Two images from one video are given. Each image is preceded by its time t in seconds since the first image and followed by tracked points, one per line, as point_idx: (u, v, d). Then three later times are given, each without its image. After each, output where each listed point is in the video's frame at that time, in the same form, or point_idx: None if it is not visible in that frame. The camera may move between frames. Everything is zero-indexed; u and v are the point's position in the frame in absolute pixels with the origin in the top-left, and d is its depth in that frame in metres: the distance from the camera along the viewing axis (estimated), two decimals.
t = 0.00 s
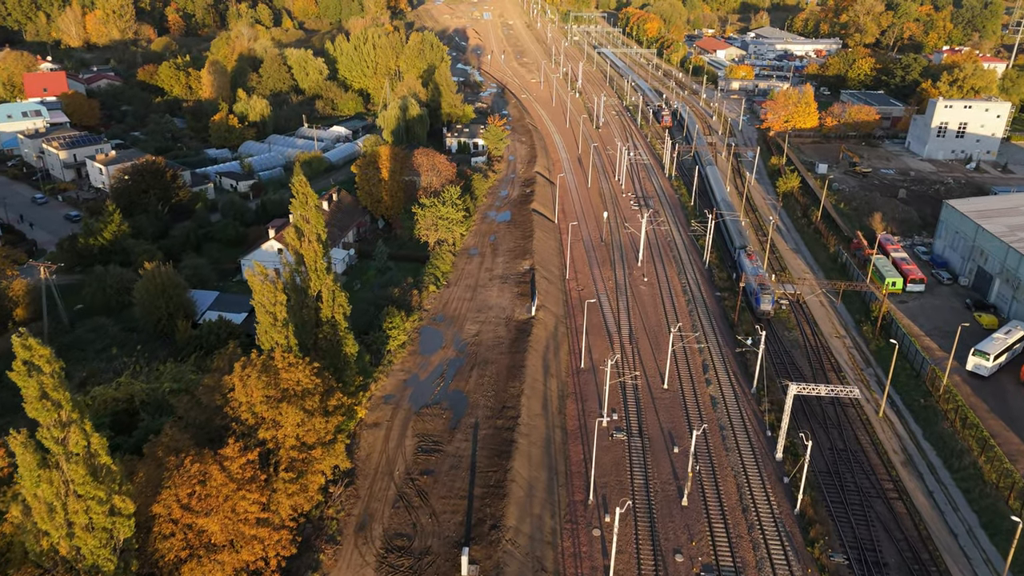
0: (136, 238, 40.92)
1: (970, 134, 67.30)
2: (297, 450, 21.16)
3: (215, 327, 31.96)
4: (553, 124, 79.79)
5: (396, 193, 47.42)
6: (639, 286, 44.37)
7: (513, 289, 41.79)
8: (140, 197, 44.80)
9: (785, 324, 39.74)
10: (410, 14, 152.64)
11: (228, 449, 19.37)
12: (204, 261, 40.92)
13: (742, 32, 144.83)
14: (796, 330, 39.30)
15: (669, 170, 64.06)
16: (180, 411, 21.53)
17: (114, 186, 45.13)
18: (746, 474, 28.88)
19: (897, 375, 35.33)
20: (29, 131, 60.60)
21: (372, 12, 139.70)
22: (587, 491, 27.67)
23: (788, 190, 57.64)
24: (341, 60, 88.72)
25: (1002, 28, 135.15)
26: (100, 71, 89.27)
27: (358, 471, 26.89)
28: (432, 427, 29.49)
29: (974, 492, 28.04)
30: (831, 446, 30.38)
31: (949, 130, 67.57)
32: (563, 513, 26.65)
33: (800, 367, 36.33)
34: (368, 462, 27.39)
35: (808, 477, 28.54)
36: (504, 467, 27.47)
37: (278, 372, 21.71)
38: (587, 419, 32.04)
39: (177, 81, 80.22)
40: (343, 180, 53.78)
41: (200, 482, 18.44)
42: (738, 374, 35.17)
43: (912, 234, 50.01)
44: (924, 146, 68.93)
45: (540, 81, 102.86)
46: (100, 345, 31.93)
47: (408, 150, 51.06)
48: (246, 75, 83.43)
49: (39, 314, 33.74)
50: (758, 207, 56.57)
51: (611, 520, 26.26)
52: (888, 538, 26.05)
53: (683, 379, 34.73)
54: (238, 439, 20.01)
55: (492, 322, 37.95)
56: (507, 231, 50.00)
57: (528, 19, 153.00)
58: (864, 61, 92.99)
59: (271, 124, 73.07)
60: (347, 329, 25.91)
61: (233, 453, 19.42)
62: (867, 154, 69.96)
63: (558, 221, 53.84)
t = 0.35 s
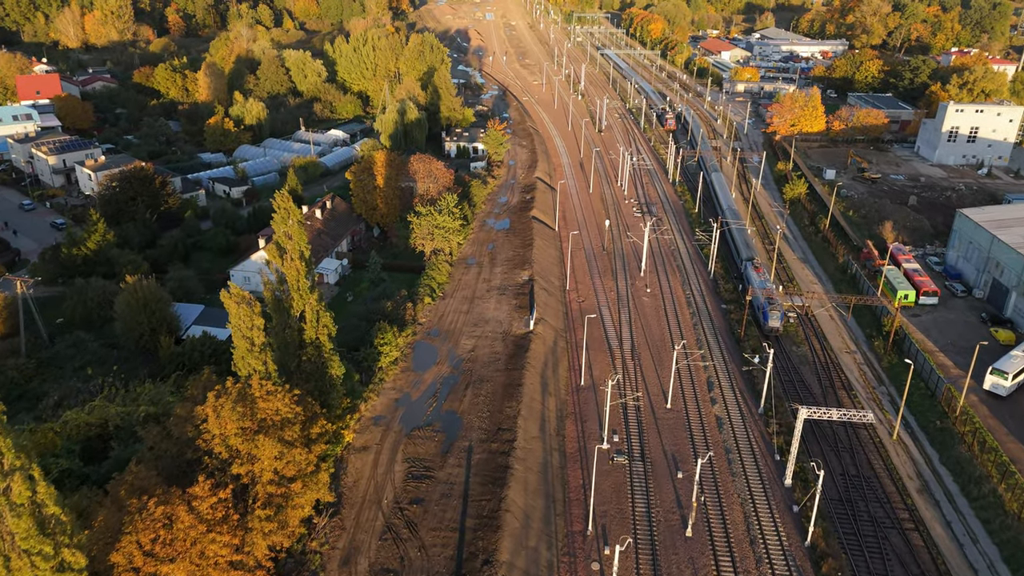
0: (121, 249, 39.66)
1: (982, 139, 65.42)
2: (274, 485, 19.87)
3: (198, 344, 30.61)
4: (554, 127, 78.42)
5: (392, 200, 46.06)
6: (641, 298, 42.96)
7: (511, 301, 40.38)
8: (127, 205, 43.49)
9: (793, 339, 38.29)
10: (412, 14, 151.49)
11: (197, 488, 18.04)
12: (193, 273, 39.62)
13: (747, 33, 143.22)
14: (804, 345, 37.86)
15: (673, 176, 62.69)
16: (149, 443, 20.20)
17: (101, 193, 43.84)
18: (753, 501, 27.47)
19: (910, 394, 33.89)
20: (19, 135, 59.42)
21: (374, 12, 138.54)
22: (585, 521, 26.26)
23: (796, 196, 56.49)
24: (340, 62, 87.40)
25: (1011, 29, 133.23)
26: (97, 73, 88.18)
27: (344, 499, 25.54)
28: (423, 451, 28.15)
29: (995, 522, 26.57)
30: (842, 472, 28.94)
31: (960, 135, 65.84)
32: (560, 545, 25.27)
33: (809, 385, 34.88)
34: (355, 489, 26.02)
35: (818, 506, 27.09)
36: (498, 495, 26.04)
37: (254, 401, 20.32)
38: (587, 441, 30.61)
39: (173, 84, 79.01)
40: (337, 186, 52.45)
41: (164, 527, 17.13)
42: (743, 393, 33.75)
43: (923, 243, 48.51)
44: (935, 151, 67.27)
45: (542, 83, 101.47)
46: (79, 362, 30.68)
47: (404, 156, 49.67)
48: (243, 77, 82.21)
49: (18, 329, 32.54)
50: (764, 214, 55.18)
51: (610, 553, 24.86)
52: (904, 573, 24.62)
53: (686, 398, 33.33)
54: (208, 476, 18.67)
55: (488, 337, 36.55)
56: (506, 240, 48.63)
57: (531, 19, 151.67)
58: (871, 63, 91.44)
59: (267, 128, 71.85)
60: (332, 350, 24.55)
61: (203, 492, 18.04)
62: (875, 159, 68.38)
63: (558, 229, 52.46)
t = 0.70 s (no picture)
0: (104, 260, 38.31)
1: (994, 144, 63.83)
2: (247, 525, 18.52)
3: (179, 364, 29.19)
4: (555, 131, 77.05)
5: (387, 208, 44.71)
6: (644, 310, 41.51)
7: (508, 314, 38.94)
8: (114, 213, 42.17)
9: (802, 355, 36.82)
10: (413, 15, 150.26)
11: (160, 532, 16.68)
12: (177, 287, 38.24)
13: (751, 34, 141.65)
14: (813, 362, 36.40)
15: (677, 182, 61.26)
16: (113, 480, 18.86)
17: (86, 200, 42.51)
18: (760, 531, 26.03)
19: (924, 415, 32.43)
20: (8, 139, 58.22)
21: (375, 13, 137.29)
22: (583, 553, 24.86)
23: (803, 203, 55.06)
24: (338, 64, 86.16)
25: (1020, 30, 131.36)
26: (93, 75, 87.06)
27: (327, 531, 24.15)
28: (413, 477, 26.78)
29: (1017, 556, 25.07)
30: (854, 501, 27.49)
31: (971, 139, 64.22)
32: None
33: (819, 404, 33.41)
34: (340, 520, 24.63)
35: (830, 538, 25.63)
36: (491, 527, 24.64)
37: (226, 434, 18.96)
38: (586, 465, 29.18)
39: (169, 86, 77.78)
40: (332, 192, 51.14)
41: None
42: (750, 413, 32.31)
43: (935, 253, 47.00)
44: (945, 156, 65.74)
45: (544, 85, 100.11)
46: (55, 381, 29.41)
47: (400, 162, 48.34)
48: (240, 80, 80.96)
49: None
50: (770, 222, 53.74)
51: None
52: None
53: (690, 418, 31.89)
54: (174, 518, 17.33)
55: (485, 352, 35.12)
56: (504, 248, 47.23)
57: (533, 20, 150.33)
58: (879, 65, 90.05)
59: (263, 132, 70.57)
60: (314, 375, 23.24)
61: (167, 537, 16.78)
62: (884, 164, 66.83)
63: (558, 237, 51.06)
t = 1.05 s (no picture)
0: (87, 271, 37.01)
1: (1006, 149, 62.17)
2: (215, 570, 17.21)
3: (157, 385, 27.90)
4: (557, 135, 75.64)
5: (381, 217, 43.30)
6: (646, 323, 40.07)
7: (505, 328, 37.53)
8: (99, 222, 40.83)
9: (810, 372, 35.38)
10: (415, 16, 148.93)
11: None
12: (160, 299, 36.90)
13: (757, 35, 140.06)
14: (822, 380, 34.97)
15: (680, 188, 59.84)
16: (72, 523, 17.57)
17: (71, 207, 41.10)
18: (767, 565, 24.63)
19: (939, 438, 30.98)
20: None
21: (376, 14, 136.01)
22: None
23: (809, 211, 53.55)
24: (337, 66, 84.89)
25: None
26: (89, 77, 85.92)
27: (309, 565, 22.81)
28: (401, 506, 25.43)
29: None
30: (867, 532, 26.04)
31: (983, 144, 62.56)
32: None
33: (828, 425, 31.96)
34: (322, 552, 23.27)
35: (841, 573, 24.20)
36: (483, 562, 23.26)
37: (193, 473, 17.61)
38: (584, 492, 27.74)
39: (164, 89, 76.58)
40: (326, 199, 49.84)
41: None
42: (756, 435, 30.87)
43: (947, 264, 45.47)
44: (955, 162, 64.15)
45: (546, 87, 98.69)
46: (30, 401, 28.12)
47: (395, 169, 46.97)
48: (236, 82, 79.69)
49: None
50: (776, 230, 52.27)
51: None
52: None
53: (694, 440, 30.46)
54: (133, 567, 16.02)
55: (480, 369, 33.71)
56: (502, 258, 45.85)
57: (536, 20, 148.94)
58: (886, 67, 88.48)
59: (259, 136, 69.31)
60: (295, 402, 21.90)
61: None
62: (892, 170, 65.25)
63: (558, 246, 49.66)
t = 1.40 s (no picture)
0: (68, 283, 35.70)
1: (1018, 155, 60.57)
2: None
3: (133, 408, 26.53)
4: (558, 138, 74.26)
5: (374, 226, 41.93)
6: (648, 337, 38.64)
7: (502, 342, 36.14)
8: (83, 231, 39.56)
9: (819, 391, 33.93)
10: (417, 17, 147.67)
11: None
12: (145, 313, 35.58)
13: (762, 36, 138.51)
14: (831, 399, 33.52)
15: (684, 194, 58.41)
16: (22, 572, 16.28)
17: (54, 216, 39.86)
18: None
19: (955, 463, 29.54)
20: None
21: (377, 15, 134.76)
22: None
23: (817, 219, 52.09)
24: (335, 68, 83.54)
25: None
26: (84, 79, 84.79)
27: None
28: (388, 538, 24.05)
29: None
30: (881, 568, 24.58)
31: (994, 150, 60.98)
32: None
33: (839, 448, 30.50)
34: None
35: None
36: None
37: (154, 518, 16.26)
38: (581, 521, 26.30)
39: (160, 91, 75.42)
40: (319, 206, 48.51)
41: None
42: (763, 460, 29.44)
43: (960, 275, 43.95)
44: (966, 167, 62.57)
45: (548, 89, 97.27)
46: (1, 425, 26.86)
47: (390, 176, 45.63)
48: (232, 84, 78.44)
49: None
50: (783, 238, 50.80)
51: None
52: None
53: (698, 465, 29.03)
54: None
55: (474, 388, 32.27)
56: (500, 268, 44.48)
57: (539, 21, 147.56)
58: (894, 69, 86.85)
59: (254, 139, 68.07)
60: (272, 432, 20.52)
61: None
62: (901, 175, 63.68)
63: (558, 254, 48.27)
